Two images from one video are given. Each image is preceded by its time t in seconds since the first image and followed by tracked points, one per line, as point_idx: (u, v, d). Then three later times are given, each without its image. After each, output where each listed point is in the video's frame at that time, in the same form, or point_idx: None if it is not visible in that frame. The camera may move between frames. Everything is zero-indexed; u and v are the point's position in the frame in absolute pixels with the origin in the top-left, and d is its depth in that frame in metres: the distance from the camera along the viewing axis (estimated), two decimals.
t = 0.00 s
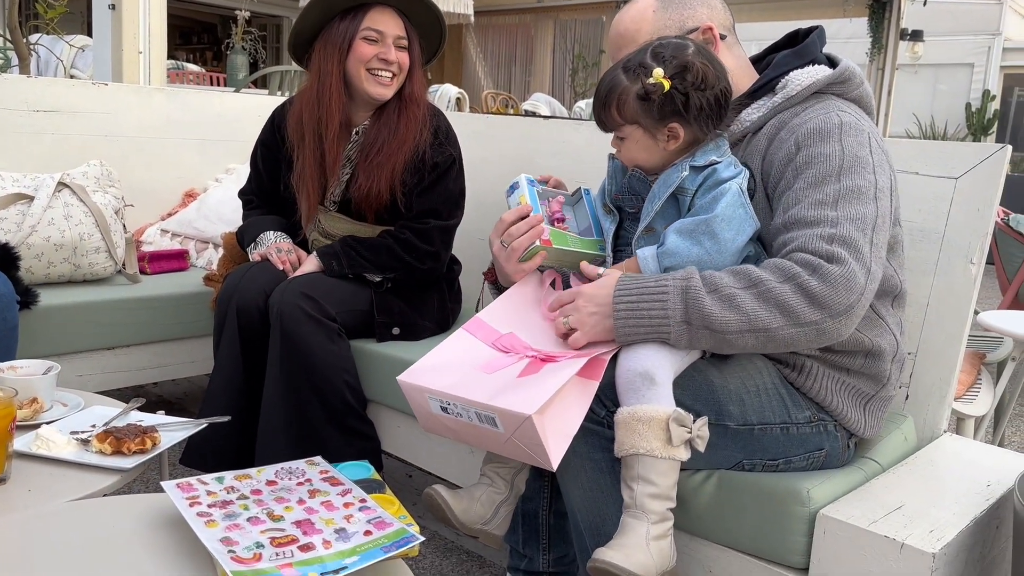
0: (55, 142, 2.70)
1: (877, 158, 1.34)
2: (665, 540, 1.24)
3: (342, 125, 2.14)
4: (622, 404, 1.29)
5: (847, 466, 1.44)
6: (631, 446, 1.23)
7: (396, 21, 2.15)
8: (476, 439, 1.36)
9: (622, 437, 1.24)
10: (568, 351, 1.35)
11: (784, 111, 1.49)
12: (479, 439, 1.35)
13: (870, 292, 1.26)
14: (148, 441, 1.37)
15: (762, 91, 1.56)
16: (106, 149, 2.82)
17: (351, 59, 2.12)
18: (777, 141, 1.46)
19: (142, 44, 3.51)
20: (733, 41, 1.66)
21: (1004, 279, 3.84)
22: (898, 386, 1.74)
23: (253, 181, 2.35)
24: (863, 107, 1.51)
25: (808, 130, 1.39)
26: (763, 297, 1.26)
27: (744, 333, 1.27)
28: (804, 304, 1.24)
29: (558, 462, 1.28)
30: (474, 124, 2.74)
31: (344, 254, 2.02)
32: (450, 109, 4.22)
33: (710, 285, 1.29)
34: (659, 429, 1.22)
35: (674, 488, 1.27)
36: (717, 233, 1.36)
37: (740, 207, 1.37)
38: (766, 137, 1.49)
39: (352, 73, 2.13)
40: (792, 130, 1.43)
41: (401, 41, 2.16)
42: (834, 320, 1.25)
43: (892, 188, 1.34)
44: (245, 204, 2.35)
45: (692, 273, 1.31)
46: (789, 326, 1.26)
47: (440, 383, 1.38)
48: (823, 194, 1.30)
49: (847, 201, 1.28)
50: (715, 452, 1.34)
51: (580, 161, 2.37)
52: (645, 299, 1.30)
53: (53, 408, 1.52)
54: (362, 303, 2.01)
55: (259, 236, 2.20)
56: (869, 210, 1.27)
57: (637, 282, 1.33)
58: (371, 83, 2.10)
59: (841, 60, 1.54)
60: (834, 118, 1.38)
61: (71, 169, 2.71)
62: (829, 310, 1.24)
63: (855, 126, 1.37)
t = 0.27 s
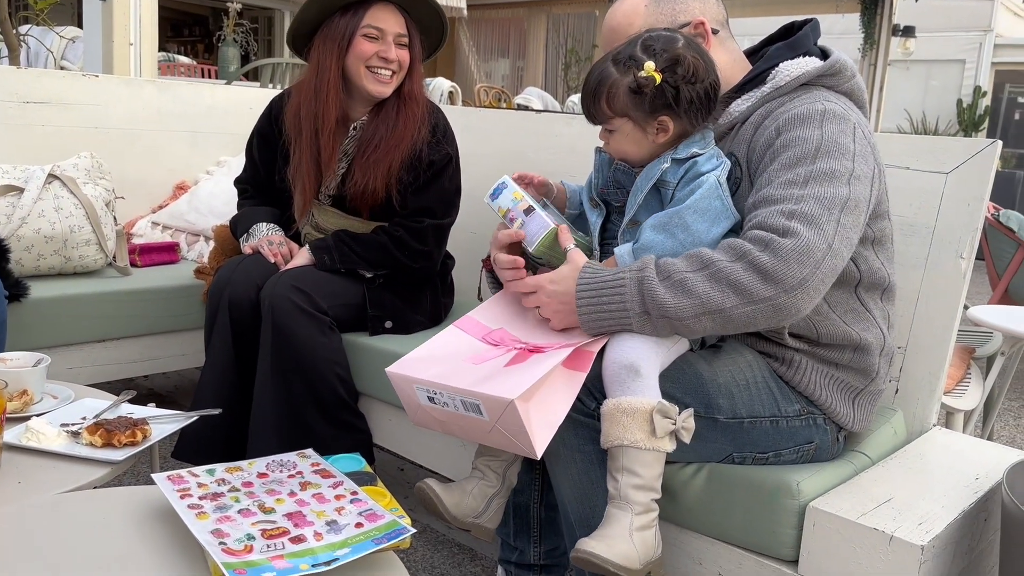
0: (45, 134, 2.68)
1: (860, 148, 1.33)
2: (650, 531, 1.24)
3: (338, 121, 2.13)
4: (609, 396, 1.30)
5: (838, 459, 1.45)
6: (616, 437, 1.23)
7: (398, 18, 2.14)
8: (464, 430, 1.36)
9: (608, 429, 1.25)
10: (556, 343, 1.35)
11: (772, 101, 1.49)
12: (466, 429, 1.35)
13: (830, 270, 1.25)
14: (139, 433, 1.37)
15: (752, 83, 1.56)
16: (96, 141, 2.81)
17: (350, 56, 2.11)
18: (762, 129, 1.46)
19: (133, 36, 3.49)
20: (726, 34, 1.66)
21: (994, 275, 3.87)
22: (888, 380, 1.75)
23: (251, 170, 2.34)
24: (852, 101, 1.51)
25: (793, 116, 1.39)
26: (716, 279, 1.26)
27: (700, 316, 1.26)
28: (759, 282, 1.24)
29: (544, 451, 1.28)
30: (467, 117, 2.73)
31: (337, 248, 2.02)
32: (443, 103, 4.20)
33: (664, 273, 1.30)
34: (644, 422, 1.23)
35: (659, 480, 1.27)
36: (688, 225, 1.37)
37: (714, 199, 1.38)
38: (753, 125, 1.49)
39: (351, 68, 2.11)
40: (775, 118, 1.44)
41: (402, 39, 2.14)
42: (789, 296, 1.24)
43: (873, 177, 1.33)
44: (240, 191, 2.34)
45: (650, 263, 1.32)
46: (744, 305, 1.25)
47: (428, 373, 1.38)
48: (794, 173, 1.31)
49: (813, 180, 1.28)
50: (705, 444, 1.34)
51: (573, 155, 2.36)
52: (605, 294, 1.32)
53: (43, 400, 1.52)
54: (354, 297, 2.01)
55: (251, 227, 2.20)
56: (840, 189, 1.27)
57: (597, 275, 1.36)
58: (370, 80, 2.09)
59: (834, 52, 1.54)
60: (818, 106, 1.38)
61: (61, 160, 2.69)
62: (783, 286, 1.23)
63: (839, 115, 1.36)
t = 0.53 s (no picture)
0: (36, 128, 2.67)
1: (851, 146, 1.33)
2: (642, 526, 1.25)
3: (342, 119, 2.12)
4: (602, 391, 1.30)
5: (829, 453, 1.45)
6: (608, 433, 1.24)
7: (404, 17, 2.12)
8: (457, 425, 1.36)
9: (601, 425, 1.25)
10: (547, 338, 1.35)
11: (762, 96, 1.49)
12: (458, 424, 1.35)
13: (827, 275, 1.26)
14: (131, 428, 1.37)
15: (740, 79, 1.57)
16: (89, 135, 2.79)
17: (355, 55, 2.09)
18: (752, 126, 1.46)
19: (125, 29, 3.47)
20: (716, 31, 1.67)
21: (985, 271, 3.89)
22: (880, 376, 1.75)
23: (251, 156, 2.33)
24: (842, 96, 1.51)
25: (782, 115, 1.39)
26: (716, 281, 1.27)
27: (698, 317, 1.27)
28: (759, 287, 1.25)
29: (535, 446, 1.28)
30: (461, 112, 2.73)
31: (334, 244, 2.01)
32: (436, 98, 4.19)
33: (665, 270, 1.30)
34: (637, 418, 1.23)
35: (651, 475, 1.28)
36: (685, 224, 1.37)
37: (709, 196, 1.38)
38: (742, 121, 1.49)
39: (356, 67, 2.10)
40: (765, 116, 1.43)
41: (408, 39, 2.13)
42: (788, 302, 1.25)
43: (863, 174, 1.34)
44: (238, 182, 2.33)
45: (651, 259, 1.32)
46: (743, 308, 1.26)
47: (419, 369, 1.38)
48: (789, 176, 1.31)
49: (811, 183, 1.28)
50: (698, 440, 1.35)
51: (566, 151, 2.36)
52: (605, 287, 1.32)
53: (35, 395, 1.51)
54: (348, 293, 2.00)
55: (247, 219, 2.19)
56: (835, 192, 1.27)
57: (597, 266, 1.35)
58: (374, 80, 2.08)
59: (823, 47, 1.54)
60: (808, 103, 1.38)
61: (53, 155, 2.68)
62: (782, 292, 1.24)
63: (829, 112, 1.36)
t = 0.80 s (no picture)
0: (30, 124, 2.66)
1: (843, 144, 1.34)
2: (640, 522, 1.26)
3: (342, 117, 2.11)
4: (598, 387, 1.30)
5: (822, 450, 1.46)
6: (606, 429, 1.24)
7: (406, 16, 2.11)
8: (450, 419, 1.36)
9: (598, 421, 1.26)
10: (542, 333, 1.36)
11: (754, 94, 1.50)
12: (451, 418, 1.35)
13: (828, 276, 1.27)
14: (126, 425, 1.37)
15: (733, 76, 1.58)
16: (83, 131, 2.78)
17: (356, 54, 2.09)
18: (743, 125, 1.47)
19: (119, 25, 3.46)
20: (707, 28, 1.68)
21: (977, 268, 3.92)
22: (873, 372, 1.76)
23: (251, 148, 2.33)
24: (834, 93, 1.51)
25: (774, 114, 1.39)
26: (718, 283, 1.27)
27: (699, 319, 1.28)
28: (761, 289, 1.25)
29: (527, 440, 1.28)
30: (456, 109, 2.73)
31: (330, 242, 2.02)
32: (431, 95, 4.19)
33: (667, 271, 1.30)
34: (636, 413, 1.23)
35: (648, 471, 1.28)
36: (684, 224, 1.37)
37: (707, 195, 1.38)
38: (734, 119, 1.50)
39: (357, 66, 2.09)
40: (757, 114, 1.44)
41: (410, 39, 2.12)
42: (789, 304, 1.26)
43: (855, 171, 1.34)
44: (237, 176, 2.33)
45: (653, 259, 1.32)
46: (745, 310, 1.27)
47: (413, 360, 1.38)
48: (785, 176, 1.31)
49: (808, 184, 1.28)
50: (691, 436, 1.35)
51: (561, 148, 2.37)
52: (606, 286, 1.32)
53: (29, 391, 1.51)
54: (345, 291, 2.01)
55: (243, 216, 2.19)
56: (830, 193, 1.28)
57: (597, 266, 1.35)
58: (374, 80, 2.07)
59: (815, 44, 1.54)
60: (800, 102, 1.39)
61: (46, 151, 2.67)
62: (784, 295, 1.25)
63: (821, 110, 1.37)
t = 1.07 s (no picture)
0: (23, 121, 2.65)
1: (839, 143, 1.34)
2: (638, 519, 1.26)
3: (340, 116, 2.11)
4: (596, 385, 1.30)
5: (816, 447, 1.47)
6: (604, 426, 1.25)
7: (405, 16, 2.11)
8: (444, 413, 1.36)
9: (597, 418, 1.26)
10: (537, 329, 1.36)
11: (750, 93, 1.50)
12: (446, 412, 1.35)
13: (827, 277, 1.27)
14: (120, 423, 1.37)
15: (728, 75, 1.59)
16: (77, 129, 2.78)
17: (354, 53, 2.08)
18: (740, 124, 1.47)
19: (114, 22, 3.45)
20: (702, 26, 1.68)
21: (971, 266, 3.94)
22: (867, 370, 1.77)
23: (247, 146, 2.32)
24: (830, 93, 1.51)
25: (771, 114, 1.40)
26: (719, 284, 1.27)
27: (700, 319, 1.28)
28: (762, 290, 1.26)
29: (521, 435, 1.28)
30: (452, 108, 2.73)
31: (327, 240, 2.01)
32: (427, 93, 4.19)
33: (668, 271, 1.30)
34: (634, 411, 1.23)
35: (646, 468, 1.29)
36: (683, 223, 1.37)
37: (705, 194, 1.38)
38: (731, 118, 1.50)
39: (355, 65, 2.09)
40: (754, 113, 1.44)
41: (408, 38, 2.11)
42: (789, 305, 1.26)
43: (852, 171, 1.35)
44: (232, 173, 2.33)
45: (655, 259, 1.32)
46: (745, 310, 1.27)
47: (409, 353, 1.38)
48: (783, 176, 1.31)
49: (806, 184, 1.29)
50: (686, 433, 1.36)
51: (557, 146, 2.37)
52: (607, 286, 1.32)
53: (23, 389, 1.51)
54: (341, 289, 2.00)
55: (238, 214, 2.19)
56: (828, 192, 1.28)
57: (599, 264, 1.35)
58: (372, 79, 2.07)
59: (811, 44, 1.54)
60: (797, 101, 1.39)
61: (40, 148, 2.67)
62: (784, 295, 1.25)
63: (817, 110, 1.37)
